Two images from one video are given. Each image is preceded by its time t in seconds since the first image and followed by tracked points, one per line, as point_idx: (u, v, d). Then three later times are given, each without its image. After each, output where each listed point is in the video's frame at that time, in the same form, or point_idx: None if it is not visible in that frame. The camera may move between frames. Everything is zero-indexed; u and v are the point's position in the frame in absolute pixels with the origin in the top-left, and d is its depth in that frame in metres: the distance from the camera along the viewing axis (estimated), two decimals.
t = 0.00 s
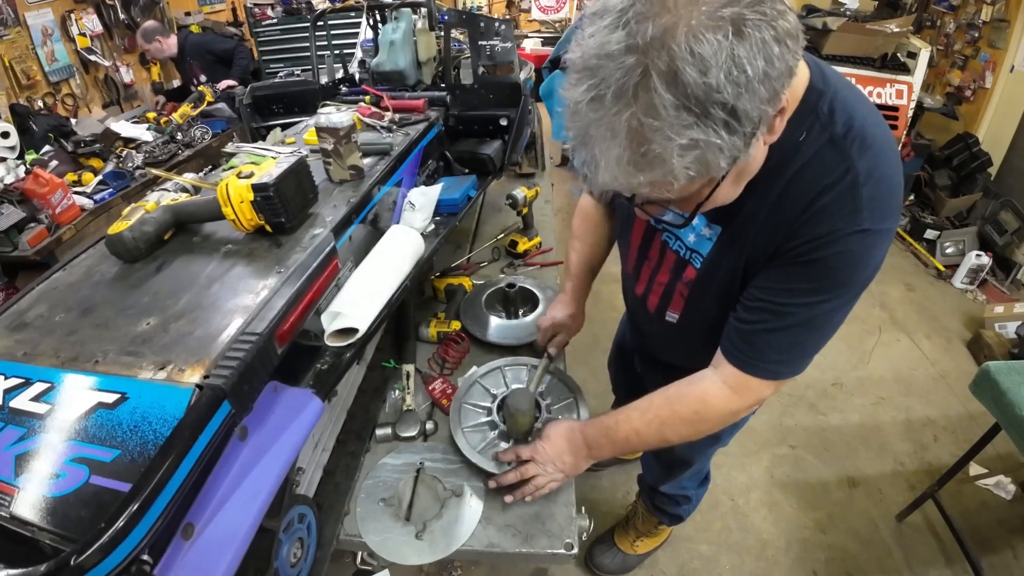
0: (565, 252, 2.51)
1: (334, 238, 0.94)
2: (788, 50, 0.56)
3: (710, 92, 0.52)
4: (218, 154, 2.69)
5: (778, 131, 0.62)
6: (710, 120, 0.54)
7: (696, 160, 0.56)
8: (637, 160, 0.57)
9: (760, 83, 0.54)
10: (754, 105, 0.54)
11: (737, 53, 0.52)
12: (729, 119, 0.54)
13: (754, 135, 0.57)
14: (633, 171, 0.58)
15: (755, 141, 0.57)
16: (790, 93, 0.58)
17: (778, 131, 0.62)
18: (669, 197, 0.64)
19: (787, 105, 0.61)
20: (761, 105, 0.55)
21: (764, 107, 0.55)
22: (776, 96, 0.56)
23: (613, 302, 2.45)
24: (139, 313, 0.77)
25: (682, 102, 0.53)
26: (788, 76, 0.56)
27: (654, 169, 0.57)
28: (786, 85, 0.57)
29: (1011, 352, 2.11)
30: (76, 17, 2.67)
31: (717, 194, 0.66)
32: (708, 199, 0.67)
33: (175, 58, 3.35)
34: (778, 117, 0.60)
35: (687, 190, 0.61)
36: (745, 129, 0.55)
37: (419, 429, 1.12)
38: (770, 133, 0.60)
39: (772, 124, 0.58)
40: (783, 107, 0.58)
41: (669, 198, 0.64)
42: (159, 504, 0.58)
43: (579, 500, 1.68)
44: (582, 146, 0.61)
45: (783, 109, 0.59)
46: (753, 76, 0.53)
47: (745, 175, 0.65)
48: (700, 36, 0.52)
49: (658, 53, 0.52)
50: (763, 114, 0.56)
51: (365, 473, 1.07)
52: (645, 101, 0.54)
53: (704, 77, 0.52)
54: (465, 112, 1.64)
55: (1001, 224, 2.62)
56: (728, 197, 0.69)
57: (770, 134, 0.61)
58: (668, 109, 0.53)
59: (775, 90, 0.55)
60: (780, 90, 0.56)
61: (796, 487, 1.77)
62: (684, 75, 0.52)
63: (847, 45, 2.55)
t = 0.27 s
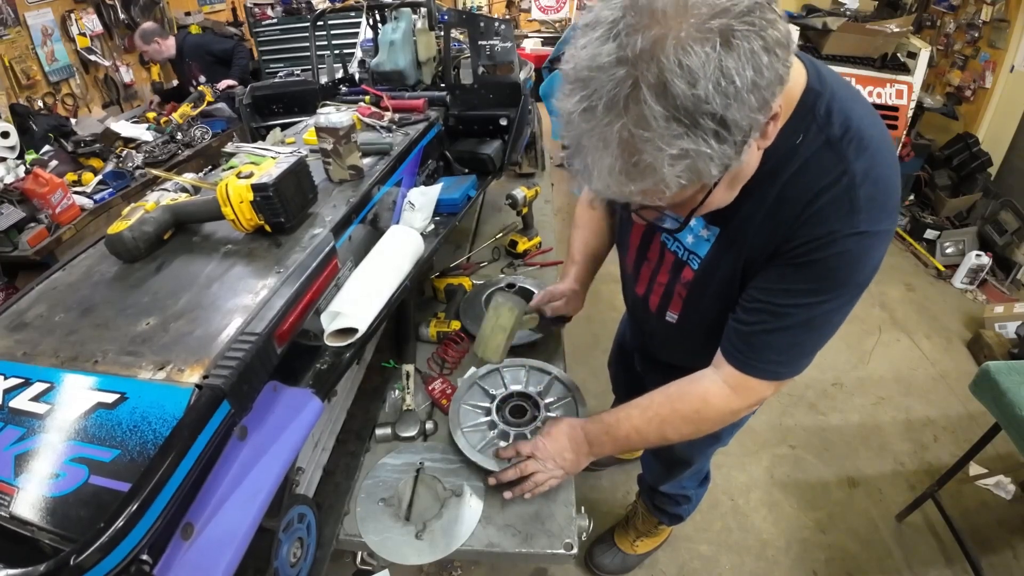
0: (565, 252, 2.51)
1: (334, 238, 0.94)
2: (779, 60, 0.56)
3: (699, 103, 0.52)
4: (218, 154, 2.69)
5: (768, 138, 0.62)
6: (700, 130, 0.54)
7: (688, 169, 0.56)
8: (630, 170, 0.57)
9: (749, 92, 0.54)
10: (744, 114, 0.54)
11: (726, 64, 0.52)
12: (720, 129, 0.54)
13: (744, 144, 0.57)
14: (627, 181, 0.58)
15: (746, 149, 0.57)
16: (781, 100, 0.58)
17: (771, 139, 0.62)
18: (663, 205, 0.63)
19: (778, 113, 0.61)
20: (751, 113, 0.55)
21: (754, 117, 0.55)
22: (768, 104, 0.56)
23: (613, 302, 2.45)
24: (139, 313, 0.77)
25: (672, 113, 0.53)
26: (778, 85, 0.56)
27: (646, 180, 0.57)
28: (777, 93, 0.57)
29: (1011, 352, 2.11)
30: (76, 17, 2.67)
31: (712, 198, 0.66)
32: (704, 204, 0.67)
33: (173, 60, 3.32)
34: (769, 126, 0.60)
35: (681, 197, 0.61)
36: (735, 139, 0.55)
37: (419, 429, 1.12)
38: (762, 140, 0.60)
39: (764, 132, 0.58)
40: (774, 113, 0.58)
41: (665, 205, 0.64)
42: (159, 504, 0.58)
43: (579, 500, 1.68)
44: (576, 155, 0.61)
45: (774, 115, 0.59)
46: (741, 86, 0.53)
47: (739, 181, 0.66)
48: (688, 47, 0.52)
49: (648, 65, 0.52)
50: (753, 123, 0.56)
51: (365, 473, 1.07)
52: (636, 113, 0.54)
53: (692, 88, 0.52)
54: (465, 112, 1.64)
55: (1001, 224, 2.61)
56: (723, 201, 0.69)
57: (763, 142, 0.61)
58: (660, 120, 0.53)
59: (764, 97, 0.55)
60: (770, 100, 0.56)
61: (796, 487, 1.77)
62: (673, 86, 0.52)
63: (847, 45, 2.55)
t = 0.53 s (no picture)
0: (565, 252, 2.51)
1: (334, 238, 0.94)
2: (764, 51, 0.55)
3: (675, 88, 0.52)
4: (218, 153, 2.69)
5: (757, 131, 0.61)
6: (677, 115, 0.54)
7: (666, 154, 0.56)
8: (609, 154, 0.57)
9: (728, 79, 0.53)
10: (722, 101, 0.54)
11: (703, 51, 0.52)
12: (697, 115, 0.54)
13: (725, 132, 0.56)
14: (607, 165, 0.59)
15: (729, 138, 0.57)
16: (767, 92, 0.57)
17: (758, 130, 0.61)
18: (646, 193, 0.64)
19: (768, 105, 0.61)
20: (730, 101, 0.54)
21: (734, 105, 0.55)
22: (751, 95, 0.56)
23: (613, 303, 2.45)
24: (139, 314, 0.77)
25: (649, 99, 0.53)
26: (763, 75, 0.56)
27: (626, 164, 0.58)
28: (762, 84, 0.56)
29: (1011, 352, 2.11)
30: (76, 17, 2.67)
31: (699, 191, 0.66)
32: (689, 197, 0.67)
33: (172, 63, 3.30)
34: (755, 116, 0.59)
35: (663, 185, 0.61)
36: (714, 125, 0.55)
37: (419, 429, 1.12)
38: (748, 131, 0.60)
39: (747, 121, 0.57)
40: (761, 105, 0.58)
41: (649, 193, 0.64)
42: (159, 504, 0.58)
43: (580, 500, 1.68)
44: (563, 141, 0.62)
45: (761, 108, 0.58)
46: (718, 73, 0.53)
47: (728, 174, 0.66)
48: (664, 34, 0.52)
49: (626, 51, 0.53)
50: (733, 111, 0.55)
51: (365, 473, 1.07)
52: (614, 97, 0.54)
53: (669, 74, 0.52)
54: (465, 112, 1.64)
55: (1001, 224, 2.62)
56: (712, 197, 0.70)
57: (749, 132, 0.60)
58: (636, 105, 0.53)
59: (746, 87, 0.55)
60: (752, 89, 0.55)
61: (796, 487, 1.77)
62: (650, 72, 0.52)
63: (847, 45, 2.55)
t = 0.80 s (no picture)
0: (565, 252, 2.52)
1: (334, 238, 0.94)
2: (723, 47, 0.55)
3: (623, 82, 0.52)
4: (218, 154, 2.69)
5: (723, 130, 0.60)
6: (626, 108, 0.53)
7: (619, 147, 0.56)
8: (566, 146, 0.57)
9: (678, 74, 0.53)
10: (673, 95, 0.53)
11: (652, 46, 0.51)
12: (647, 109, 0.53)
13: (680, 127, 0.55)
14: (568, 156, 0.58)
15: (684, 133, 0.56)
16: (729, 89, 0.56)
17: (723, 130, 0.60)
18: (611, 187, 0.64)
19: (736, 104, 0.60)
20: (682, 96, 0.54)
21: (686, 100, 0.54)
22: (707, 91, 0.55)
23: (613, 303, 2.45)
24: (139, 313, 0.77)
25: (599, 91, 0.53)
26: (721, 72, 0.55)
27: (583, 156, 0.57)
28: (720, 80, 0.55)
29: (1011, 352, 2.11)
30: (76, 17, 2.67)
31: (665, 189, 0.65)
32: (653, 195, 0.66)
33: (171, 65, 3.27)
34: (717, 114, 0.58)
35: (623, 177, 0.61)
36: (666, 120, 0.54)
37: (419, 429, 1.12)
38: (711, 130, 0.59)
39: (706, 118, 0.57)
40: (721, 103, 0.57)
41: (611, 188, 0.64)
42: (158, 504, 0.58)
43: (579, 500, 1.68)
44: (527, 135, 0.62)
45: (724, 106, 0.58)
46: (666, 67, 0.52)
47: (695, 174, 0.65)
48: (614, 28, 0.51)
49: (579, 45, 0.52)
50: (687, 106, 0.54)
51: (365, 473, 1.07)
52: (568, 90, 0.54)
53: (617, 66, 0.52)
54: (465, 112, 1.64)
55: (1001, 224, 2.62)
56: (687, 199, 0.69)
57: (712, 130, 0.59)
58: (588, 97, 0.53)
59: (699, 82, 0.54)
60: (707, 86, 0.54)
61: (796, 487, 1.77)
62: (599, 65, 0.52)
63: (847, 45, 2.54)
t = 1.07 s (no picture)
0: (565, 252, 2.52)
1: (334, 238, 0.94)
2: (658, 63, 0.53)
3: (553, 104, 0.52)
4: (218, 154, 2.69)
5: (672, 143, 0.59)
6: (561, 128, 0.53)
7: (560, 166, 0.56)
8: (512, 167, 0.58)
9: (605, 95, 0.52)
10: (604, 113, 0.53)
11: (578, 71, 0.51)
12: (581, 129, 0.53)
13: (618, 144, 0.55)
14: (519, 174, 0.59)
15: (623, 150, 0.55)
16: (669, 105, 0.55)
17: (672, 144, 0.59)
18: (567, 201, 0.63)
19: (685, 116, 0.58)
20: (614, 115, 0.53)
21: (619, 119, 0.53)
22: (643, 107, 0.54)
23: (613, 303, 2.45)
24: (139, 313, 0.77)
25: (533, 114, 0.53)
26: (657, 89, 0.54)
27: (530, 176, 0.58)
28: (657, 96, 0.54)
29: (1011, 352, 2.11)
30: (76, 17, 2.67)
31: (620, 201, 0.63)
32: (606, 208, 0.64)
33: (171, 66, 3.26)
34: (661, 130, 0.57)
35: (573, 191, 0.60)
36: (600, 139, 0.54)
37: (419, 429, 1.11)
38: (657, 144, 0.58)
39: (646, 135, 0.56)
40: (663, 118, 0.56)
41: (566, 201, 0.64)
42: (159, 503, 0.58)
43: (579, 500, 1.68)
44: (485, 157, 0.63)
45: (666, 120, 0.56)
46: (591, 89, 0.52)
47: (651, 187, 0.63)
48: (542, 56, 0.52)
49: (514, 73, 0.53)
50: (621, 124, 0.54)
51: (365, 473, 1.07)
52: (509, 115, 0.55)
53: (547, 91, 0.52)
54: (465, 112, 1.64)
55: (1001, 224, 2.61)
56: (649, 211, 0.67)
57: (659, 145, 0.58)
58: (524, 119, 0.54)
59: (630, 100, 0.53)
60: (640, 104, 0.54)
61: (796, 487, 1.77)
62: (531, 91, 0.52)
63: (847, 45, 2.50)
